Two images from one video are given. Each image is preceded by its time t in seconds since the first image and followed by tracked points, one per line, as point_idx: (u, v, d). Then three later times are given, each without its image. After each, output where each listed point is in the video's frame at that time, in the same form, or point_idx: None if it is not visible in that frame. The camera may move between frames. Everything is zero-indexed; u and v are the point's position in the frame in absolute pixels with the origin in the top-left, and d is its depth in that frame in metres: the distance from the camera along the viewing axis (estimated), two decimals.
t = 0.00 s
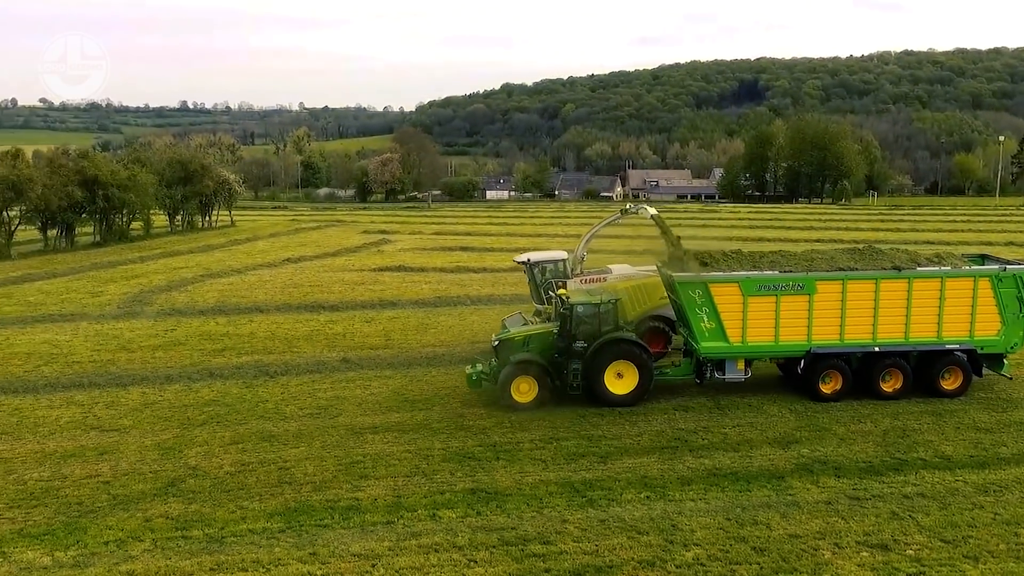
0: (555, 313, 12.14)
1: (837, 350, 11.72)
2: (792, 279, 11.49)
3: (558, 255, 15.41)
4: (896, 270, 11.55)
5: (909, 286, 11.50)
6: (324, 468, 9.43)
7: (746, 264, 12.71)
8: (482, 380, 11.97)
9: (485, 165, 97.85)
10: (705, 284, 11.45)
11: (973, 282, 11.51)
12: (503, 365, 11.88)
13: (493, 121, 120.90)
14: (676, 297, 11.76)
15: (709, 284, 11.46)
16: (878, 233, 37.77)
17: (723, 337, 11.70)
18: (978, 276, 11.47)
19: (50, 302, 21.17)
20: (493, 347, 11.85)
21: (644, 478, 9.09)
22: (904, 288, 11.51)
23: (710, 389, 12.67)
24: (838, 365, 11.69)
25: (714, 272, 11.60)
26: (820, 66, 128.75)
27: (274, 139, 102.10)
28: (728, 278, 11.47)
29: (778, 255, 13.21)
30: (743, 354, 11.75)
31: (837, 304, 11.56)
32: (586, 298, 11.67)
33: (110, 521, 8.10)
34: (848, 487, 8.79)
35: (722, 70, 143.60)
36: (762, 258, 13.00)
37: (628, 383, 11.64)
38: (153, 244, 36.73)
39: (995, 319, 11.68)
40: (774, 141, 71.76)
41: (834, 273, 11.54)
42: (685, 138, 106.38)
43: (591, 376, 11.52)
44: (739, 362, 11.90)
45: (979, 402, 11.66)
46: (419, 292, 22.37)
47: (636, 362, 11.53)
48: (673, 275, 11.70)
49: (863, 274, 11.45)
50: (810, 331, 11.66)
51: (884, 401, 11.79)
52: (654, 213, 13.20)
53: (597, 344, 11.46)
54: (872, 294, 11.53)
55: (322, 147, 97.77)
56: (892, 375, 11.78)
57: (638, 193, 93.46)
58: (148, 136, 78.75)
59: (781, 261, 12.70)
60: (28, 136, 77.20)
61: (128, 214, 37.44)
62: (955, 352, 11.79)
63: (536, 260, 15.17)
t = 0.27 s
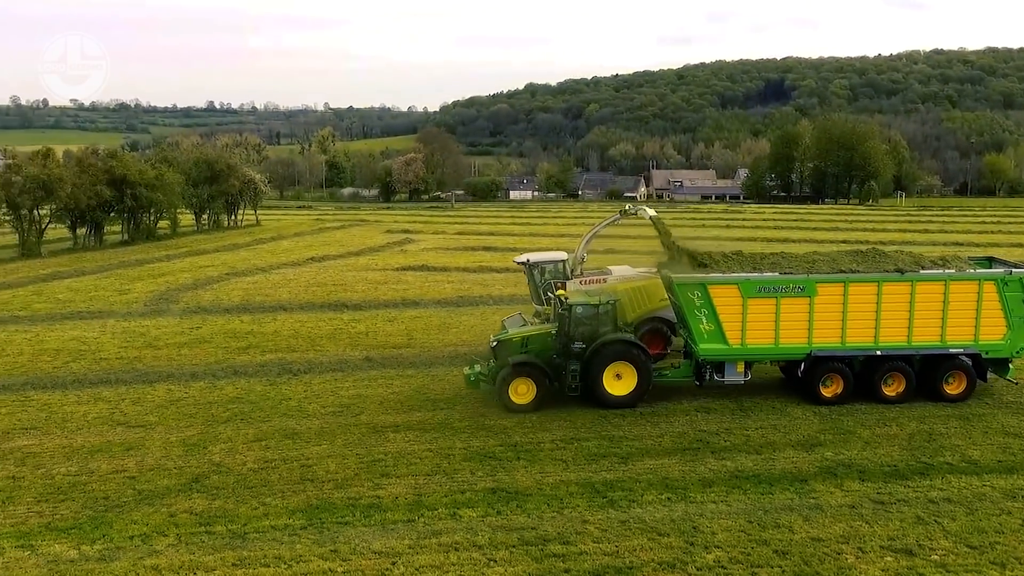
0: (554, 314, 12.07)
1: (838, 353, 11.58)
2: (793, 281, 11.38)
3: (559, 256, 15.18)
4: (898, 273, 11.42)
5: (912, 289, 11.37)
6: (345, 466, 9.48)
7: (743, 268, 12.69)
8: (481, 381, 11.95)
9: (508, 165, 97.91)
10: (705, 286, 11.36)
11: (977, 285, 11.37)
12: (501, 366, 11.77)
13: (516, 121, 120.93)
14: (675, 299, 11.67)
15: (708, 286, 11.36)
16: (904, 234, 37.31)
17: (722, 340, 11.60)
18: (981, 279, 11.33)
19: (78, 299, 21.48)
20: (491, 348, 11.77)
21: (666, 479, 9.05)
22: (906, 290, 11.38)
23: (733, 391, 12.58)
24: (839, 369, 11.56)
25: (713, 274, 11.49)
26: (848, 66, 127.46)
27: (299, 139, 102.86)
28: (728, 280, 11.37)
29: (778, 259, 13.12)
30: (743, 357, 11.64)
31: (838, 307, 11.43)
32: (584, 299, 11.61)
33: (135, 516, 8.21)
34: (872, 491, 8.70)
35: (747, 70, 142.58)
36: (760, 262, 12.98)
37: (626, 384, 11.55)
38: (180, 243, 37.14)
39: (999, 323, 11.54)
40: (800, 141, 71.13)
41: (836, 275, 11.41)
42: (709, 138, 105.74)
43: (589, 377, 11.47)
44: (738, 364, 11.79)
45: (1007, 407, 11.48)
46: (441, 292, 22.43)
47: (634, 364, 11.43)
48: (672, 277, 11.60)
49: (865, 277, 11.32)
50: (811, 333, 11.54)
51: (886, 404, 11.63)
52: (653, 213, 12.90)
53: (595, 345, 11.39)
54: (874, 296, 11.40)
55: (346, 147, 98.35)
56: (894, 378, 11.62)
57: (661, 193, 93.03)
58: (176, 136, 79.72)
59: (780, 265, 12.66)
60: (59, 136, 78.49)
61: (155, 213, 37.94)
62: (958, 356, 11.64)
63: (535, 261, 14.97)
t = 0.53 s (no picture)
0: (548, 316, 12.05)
1: (834, 356, 11.47)
2: (788, 283, 11.25)
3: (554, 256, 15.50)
4: (895, 275, 11.27)
5: (909, 291, 11.21)
6: (363, 465, 9.53)
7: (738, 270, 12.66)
8: (474, 382, 11.96)
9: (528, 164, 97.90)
10: (698, 288, 11.26)
11: (975, 287, 11.20)
12: (494, 367, 11.81)
13: (537, 121, 120.87)
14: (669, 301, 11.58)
15: (701, 288, 11.27)
16: (928, 235, 36.90)
17: (716, 342, 11.53)
18: (980, 281, 11.15)
19: (102, 297, 21.74)
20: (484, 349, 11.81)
21: (683, 481, 9.02)
22: (904, 293, 11.22)
23: (750, 392, 12.51)
24: (835, 371, 11.46)
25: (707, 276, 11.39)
26: (872, 65, 126.25)
27: (320, 139, 103.46)
28: (721, 282, 11.27)
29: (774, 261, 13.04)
30: (737, 359, 11.55)
31: (834, 309, 11.30)
32: (579, 300, 11.59)
33: (156, 511, 8.30)
34: (892, 495, 8.61)
35: (769, 70, 141.62)
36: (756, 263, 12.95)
37: (621, 385, 11.48)
38: (202, 242, 37.49)
39: (998, 325, 11.36)
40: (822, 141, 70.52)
41: (832, 277, 11.27)
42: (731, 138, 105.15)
43: (583, 378, 11.41)
44: (732, 367, 11.73)
45: None
46: (460, 292, 22.48)
47: (630, 365, 11.34)
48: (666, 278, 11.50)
49: (861, 279, 11.17)
50: (807, 336, 11.41)
51: (882, 408, 11.52)
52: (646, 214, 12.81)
53: (590, 346, 11.34)
54: (871, 299, 11.25)
55: (367, 147, 98.78)
56: (891, 381, 11.50)
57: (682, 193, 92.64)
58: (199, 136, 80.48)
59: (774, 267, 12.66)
60: (84, 136, 79.45)
61: (178, 212, 38.32)
62: (956, 359, 11.48)
63: (529, 262, 15.31)
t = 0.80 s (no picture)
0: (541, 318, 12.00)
1: (827, 359, 11.35)
2: (780, 285, 11.17)
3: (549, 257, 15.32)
4: (889, 277, 11.15)
5: (903, 293, 11.09)
6: (382, 464, 9.56)
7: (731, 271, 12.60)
8: (465, 382, 11.87)
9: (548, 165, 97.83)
10: (689, 290, 11.19)
11: (970, 289, 11.06)
12: (484, 368, 11.70)
13: (557, 121, 120.73)
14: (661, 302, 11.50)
15: (693, 289, 11.20)
16: (953, 236, 36.50)
17: (708, 344, 11.44)
18: (975, 284, 11.01)
19: (125, 296, 21.96)
20: (476, 349, 11.73)
21: (703, 483, 8.96)
22: (898, 295, 11.10)
23: (769, 395, 12.40)
24: (828, 374, 11.35)
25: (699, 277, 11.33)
26: (896, 65, 124.99)
27: (342, 139, 103.98)
28: (713, 284, 11.20)
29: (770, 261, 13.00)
30: (730, 362, 11.46)
31: (827, 311, 11.19)
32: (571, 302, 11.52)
33: (177, 508, 8.38)
34: (915, 499, 8.51)
35: (792, 69, 140.63)
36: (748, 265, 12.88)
37: (612, 388, 11.40)
38: (224, 241, 37.76)
39: (995, 329, 11.19)
40: (845, 141, 69.89)
41: (825, 279, 11.18)
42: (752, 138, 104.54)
43: (573, 381, 11.35)
44: (725, 369, 11.65)
45: None
46: (478, 292, 22.49)
47: (620, 367, 11.24)
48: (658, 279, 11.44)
49: (854, 281, 11.07)
50: (800, 338, 11.31)
51: (876, 411, 11.38)
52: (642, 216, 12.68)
53: (580, 349, 11.27)
54: (864, 301, 11.14)
55: (388, 147, 99.14)
56: (885, 385, 11.37)
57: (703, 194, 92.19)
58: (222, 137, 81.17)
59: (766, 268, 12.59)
60: (109, 137, 80.37)
61: (201, 212, 38.64)
62: (952, 363, 11.33)
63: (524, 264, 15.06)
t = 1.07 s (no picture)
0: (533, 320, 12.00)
1: (822, 360, 11.28)
2: (775, 286, 11.12)
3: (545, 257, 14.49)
4: (884, 278, 11.08)
5: (899, 295, 11.02)
6: (401, 462, 9.60)
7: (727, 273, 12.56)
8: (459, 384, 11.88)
9: (568, 164, 97.72)
10: (684, 290, 11.14)
11: (967, 291, 10.97)
12: (477, 369, 11.74)
13: (577, 120, 120.55)
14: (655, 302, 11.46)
15: (687, 289, 11.15)
16: (977, 237, 36.08)
17: (702, 345, 11.40)
18: (972, 285, 10.93)
19: (148, 294, 22.19)
20: (469, 350, 11.76)
21: (723, 485, 8.91)
22: (894, 296, 11.02)
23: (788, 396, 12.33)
24: (822, 375, 11.29)
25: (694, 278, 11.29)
26: (921, 64, 123.71)
27: (362, 139, 104.42)
28: (708, 284, 11.15)
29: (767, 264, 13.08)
30: (724, 363, 11.41)
31: (822, 312, 11.13)
32: (563, 303, 11.55)
33: (199, 505, 8.45)
34: (939, 503, 8.41)
35: (814, 69, 139.58)
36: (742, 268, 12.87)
37: (604, 390, 11.34)
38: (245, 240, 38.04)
39: (992, 331, 11.08)
40: (868, 141, 69.25)
41: (820, 280, 11.12)
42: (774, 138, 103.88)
43: (566, 381, 11.30)
44: (719, 370, 11.62)
45: None
46: (498, 292, 22.48)
47: (612, 368, 11.21)
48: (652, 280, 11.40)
49: (849, 282, 11.01)
50: (794, 339, 11.25)
51: (871, 413, 11.31)
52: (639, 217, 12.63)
53: (572, 349, 11.25)
54: (860, 303, 11.07)
55: (408, 147, 99.48)
56: (880, 387, 11.30)
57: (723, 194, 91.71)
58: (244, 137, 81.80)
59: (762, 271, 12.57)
60: (133, 137, 81.26)
61: (223, 211, 38.96)
62: (948, 365, 11.24)
63: (520, 264, 14.30)
